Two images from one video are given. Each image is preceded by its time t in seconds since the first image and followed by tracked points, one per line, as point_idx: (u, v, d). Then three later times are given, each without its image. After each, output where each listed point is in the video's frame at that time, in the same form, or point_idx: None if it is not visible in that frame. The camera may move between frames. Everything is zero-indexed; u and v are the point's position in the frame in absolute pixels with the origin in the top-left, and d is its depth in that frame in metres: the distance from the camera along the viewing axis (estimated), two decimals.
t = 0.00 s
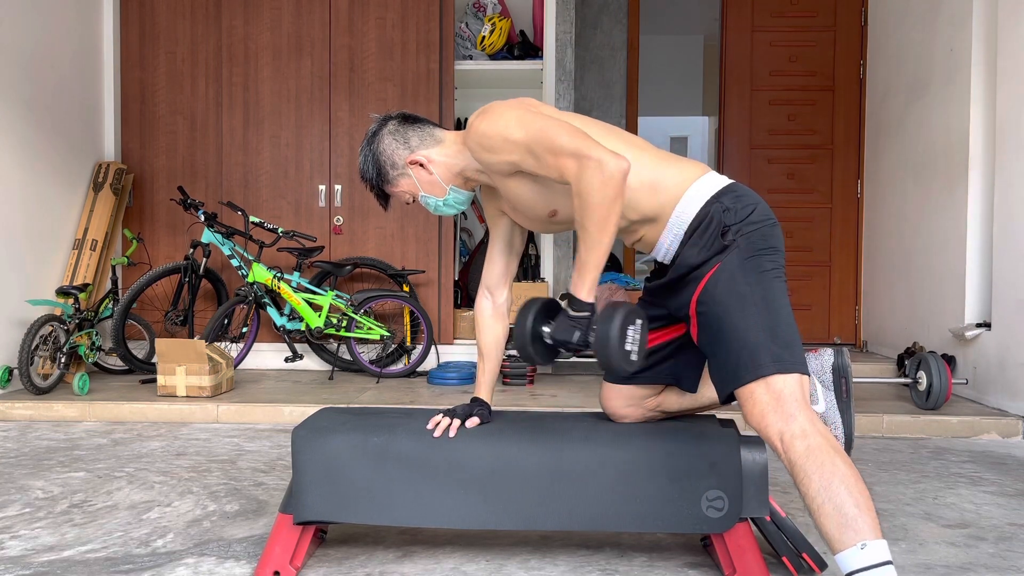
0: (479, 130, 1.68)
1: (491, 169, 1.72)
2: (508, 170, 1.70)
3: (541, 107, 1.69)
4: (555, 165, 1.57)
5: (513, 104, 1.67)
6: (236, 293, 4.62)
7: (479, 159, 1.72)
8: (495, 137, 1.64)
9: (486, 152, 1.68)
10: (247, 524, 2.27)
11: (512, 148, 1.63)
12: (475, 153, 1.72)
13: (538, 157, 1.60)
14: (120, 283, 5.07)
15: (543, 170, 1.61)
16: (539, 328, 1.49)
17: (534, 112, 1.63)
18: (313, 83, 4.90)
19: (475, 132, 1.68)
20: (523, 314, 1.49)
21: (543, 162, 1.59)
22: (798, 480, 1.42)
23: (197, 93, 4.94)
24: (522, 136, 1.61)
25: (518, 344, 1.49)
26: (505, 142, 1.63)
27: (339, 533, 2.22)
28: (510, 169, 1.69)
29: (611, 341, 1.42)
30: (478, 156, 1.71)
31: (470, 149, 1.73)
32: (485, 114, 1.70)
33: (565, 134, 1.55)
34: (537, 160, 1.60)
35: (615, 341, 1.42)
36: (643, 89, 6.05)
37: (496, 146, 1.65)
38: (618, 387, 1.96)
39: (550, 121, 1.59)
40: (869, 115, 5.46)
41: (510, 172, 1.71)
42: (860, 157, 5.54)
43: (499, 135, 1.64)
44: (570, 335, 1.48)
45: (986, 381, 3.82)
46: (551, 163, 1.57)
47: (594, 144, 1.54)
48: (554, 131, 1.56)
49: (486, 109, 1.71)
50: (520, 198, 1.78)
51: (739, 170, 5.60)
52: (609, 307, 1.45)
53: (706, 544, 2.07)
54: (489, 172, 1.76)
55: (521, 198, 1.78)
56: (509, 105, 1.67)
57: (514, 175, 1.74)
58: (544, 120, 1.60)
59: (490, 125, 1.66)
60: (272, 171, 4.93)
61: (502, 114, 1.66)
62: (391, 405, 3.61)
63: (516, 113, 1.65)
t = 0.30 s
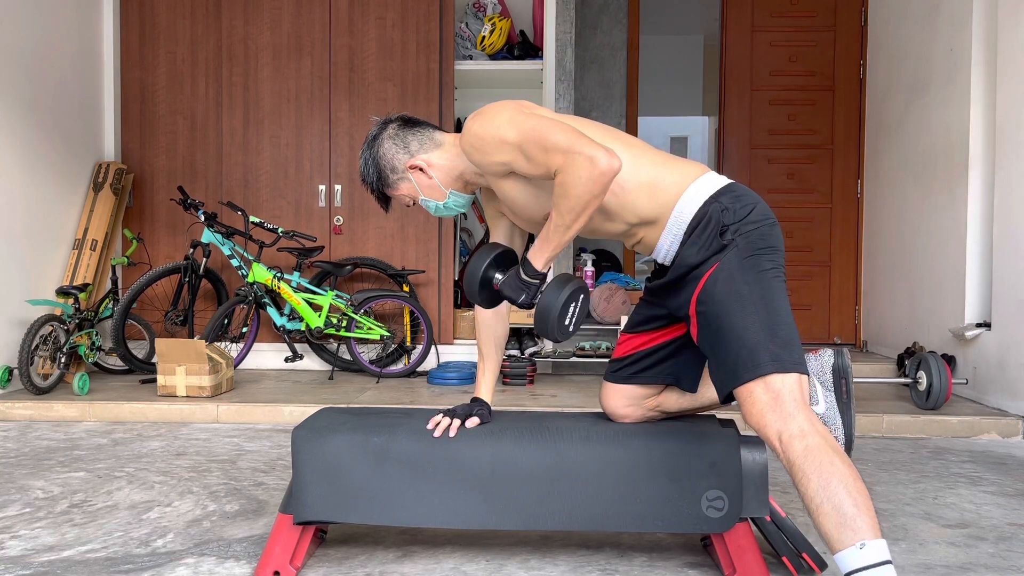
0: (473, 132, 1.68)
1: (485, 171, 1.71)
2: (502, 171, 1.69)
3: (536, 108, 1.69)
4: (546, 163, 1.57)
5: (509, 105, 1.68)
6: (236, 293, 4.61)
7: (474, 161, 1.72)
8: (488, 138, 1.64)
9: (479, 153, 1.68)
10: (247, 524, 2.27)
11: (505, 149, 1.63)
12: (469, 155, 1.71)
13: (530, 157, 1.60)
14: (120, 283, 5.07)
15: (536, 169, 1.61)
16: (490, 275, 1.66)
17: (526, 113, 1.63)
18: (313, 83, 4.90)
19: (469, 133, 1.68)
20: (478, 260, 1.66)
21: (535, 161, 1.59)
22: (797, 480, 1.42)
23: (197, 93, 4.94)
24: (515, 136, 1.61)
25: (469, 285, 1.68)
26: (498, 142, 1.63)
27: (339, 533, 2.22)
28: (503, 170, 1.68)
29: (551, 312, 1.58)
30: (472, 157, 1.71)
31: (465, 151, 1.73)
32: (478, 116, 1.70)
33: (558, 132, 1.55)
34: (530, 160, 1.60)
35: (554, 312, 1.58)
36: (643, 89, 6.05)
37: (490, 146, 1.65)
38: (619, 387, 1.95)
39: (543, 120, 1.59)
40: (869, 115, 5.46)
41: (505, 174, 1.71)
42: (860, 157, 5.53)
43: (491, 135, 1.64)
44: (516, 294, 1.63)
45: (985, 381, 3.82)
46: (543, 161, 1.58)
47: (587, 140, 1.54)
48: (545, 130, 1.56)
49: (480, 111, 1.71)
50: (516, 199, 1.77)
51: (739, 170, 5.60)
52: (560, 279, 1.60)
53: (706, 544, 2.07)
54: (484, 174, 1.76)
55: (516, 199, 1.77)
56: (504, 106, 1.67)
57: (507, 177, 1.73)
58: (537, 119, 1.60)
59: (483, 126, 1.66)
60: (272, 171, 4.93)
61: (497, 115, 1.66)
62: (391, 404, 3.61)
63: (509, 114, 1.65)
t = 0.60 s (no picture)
0: (483, 127, 1.67)
1: (493, 168, 1.70)
2: (510, 168, 1.68)
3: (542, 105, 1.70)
4: (561, 157, 1.55)
5: (517, 102, 1.68)
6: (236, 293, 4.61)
7: (481, 157, 1.70)
8: (499, 133, 1.64)
9: (489, 148, 1.67)
10: (246, 524, 2.27)
11: (518, 143, 1.62)
12: (477, 150, 1.70)
13: (543, 152, 1.59)
14: (120, 283, 5.07)
15: (550, 165, 1.59)
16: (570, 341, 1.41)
17: (537, 108, 1.63)
18: (313, 83, 4.90)
19: (479, 127, 1.68)
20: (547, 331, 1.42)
21: (549, 156, 1.58)
22: (798, 481, 1.42)
23: (197, 93, 4.94)
24: (528, 131, 1.60)
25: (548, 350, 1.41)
26: (510, 137, 1.62)
27: (339, 533, 2.22)
28: (513, 166, 1.67)
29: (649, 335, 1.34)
30: (481, 153, 1.70)
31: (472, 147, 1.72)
32: (488, 111, 1.70)
33: (571, 128, 1.55)
34: (543, 155, 1.59)
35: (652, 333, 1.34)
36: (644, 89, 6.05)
37: (501, 141, 1.64)
38: (618, 387, 1.95)
39: (555, 116, 1.59)
40: (869, 115, 5.46)
41: (513, 170, 1.69)
42: (860, 157, 5.53)
43: (503, 130, 1.63)
44: (603, 337, 1.38)
45: (985, 381, 3.82)
46: (558, 156, 1.56)
47: (601, 136, 1.54)
48: (561, 126, 1.56)
49: (490, 107, 1.71)
50: (522, 198, 1.75)
51: (739, 170, 5.60)
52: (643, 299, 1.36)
53: (706, 544, 2.07)
54: (489, 171, 1.75)
55: (521, 198, 1.76)
56: (511, 102, 1.67)
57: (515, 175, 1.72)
58: (549, 115, 1.60)
59: (494, 121, 1.65)
60: (272, 171, 4.93)
61: (506, 110, 1.65)
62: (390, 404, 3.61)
63: (520, 109, 1.64)
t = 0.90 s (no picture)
0: (490, 121, 1.66)
1: (500, 163, 1.68)
2: (517, 162, 1.67)
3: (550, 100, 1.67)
4: (570, 154, 1.51)
5: (523, 96, 1.65)
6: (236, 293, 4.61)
7: (487, 152, 1.69)
8: (508, 127, 1.61)
9: (496, 143, 1.65)
10: (247, 524, 2.27)
11: (525, 138, 1.59)
12: (484, 145, 1.69)
13: (549, 148, 1.56)
14: (120, 283, 5.07)
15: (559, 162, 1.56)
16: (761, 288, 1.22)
17: (545, 102, 1.60)
18: (313, 83, 4.90)
19: (486, 122, 1.66)
20: (733, 301, 1.22)
21: (557, 153, 1.54)
22: (805, 479, 1.42)
23: (197, 93, 4.94)
24: (535, 126, 1.57)
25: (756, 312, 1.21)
26: (517, 132, 1.60)
27: (339, 533, 2.22)
28: (521, 161, 1.65)
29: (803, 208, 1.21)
30: (487, 149, 1.68)
31: (478, 142, 1.71)
32: (495, 106, 1.68)
33: (574, 126, 1.51)
34: (551, 151, 1.56)
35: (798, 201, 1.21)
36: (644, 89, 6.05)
37: (509, 137, 1.62)
38: (617, 387, 1.96)
39: (563, 110, 1.56)
40: (869, 115, 5.46)
41: (520, 165, 1.68)
42: (860, 157, 5.53)
43: (510, 125, 1.61)
44: (776, 251, 1.18)
45: (985, 381, 3.82)
46: (565, 153, 1.52)
47: (604, 133, 1.48)
48: (569, 122, 1.52)
49: (497, 101, 1.69)
50: (527, 194, 1.73)
51: (739, 170, 5.60)
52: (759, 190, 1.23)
53: (706, 544, 2.07)
54: (494, 168, 1.73)
55: (527, 193, 1.73)
56: (519, 96, 1.65)
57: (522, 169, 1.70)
58: (556, 109, 1.56)
59: (501, 117, 1.63)
60: (272, 171, 4.93)
61: (512, 105, 1.63)
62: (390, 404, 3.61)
63: (527, 104, 1.61)
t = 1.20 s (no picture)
0: (495, 114, 1.65)
1: (505, 155, 1.66)
2: (522, 155, 1.65)
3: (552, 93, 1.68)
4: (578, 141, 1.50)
5: (525, 89, 1.65)
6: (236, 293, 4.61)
7: (492, 145, 1.67)
8: (513, 118, 1.60)
9: (502, 135, 1.64)
10: (247, 524, 2.27)
11: (531, 129, 1.58)
12: (488, 138, 1.67)
13: (556, 137, 1.55)
14: (120, 282, 5.07)
15: (567, 150, 1.55)
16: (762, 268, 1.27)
17: (549, 94, 1.60)
18: (313, 83, 4.90)
19: (491, 114, 1.65)
20: (739, 281, 1.25)
21: (565, 141, 1.53)
22: (806, 479, 1.42)
23: (197, 94, 4.94)
24: (542, 116, 1.57)
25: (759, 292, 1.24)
26: (523, 123, 1.59)
27: (339, 533, 2.22)
28: (526, 152, 1.64)
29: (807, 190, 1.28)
30: (492, 140, 1.67)
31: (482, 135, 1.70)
32: (499, 99, 1.67)
33: (582, 112, 1.51)
34: (558, 140, 1.55)
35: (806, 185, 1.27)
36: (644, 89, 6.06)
37: (513, 127, 1.61)
38: (618, 386, 1.96)
39: (567, 99, 1.56)
40: (869, 115, 5.46)
41: (526, 157, 1.66)
42: (860, 157, 5.54)
43: (516, 116, 1.60)
44: (780, 229, 1.22)
45: (985, 381, 3.82)
46: (573, 140, 1.51)
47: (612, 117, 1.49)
48: (575, 109, 1.52)
49: (500, 95, 1.68)
50: (532, 187, 1.72)
51: (739, 170, 5.60)
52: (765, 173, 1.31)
53: (706, 544, 2.07)
54: (498, 161, 1.71)
55: (533, 186, 1.71)
56: (521, 88, 1.65)
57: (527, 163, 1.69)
58: (561, 99, 1.56)
59: (505, 108, 1.63)
60: (272, 171, 4.93)
61: (515, 96, 1.63)
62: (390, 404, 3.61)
63: (531, 96, 1.61)
